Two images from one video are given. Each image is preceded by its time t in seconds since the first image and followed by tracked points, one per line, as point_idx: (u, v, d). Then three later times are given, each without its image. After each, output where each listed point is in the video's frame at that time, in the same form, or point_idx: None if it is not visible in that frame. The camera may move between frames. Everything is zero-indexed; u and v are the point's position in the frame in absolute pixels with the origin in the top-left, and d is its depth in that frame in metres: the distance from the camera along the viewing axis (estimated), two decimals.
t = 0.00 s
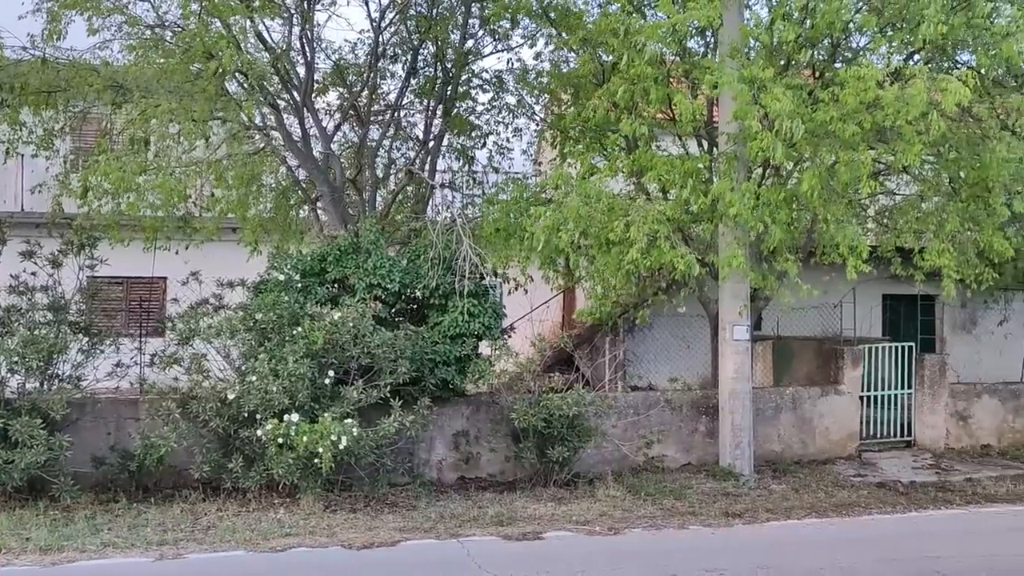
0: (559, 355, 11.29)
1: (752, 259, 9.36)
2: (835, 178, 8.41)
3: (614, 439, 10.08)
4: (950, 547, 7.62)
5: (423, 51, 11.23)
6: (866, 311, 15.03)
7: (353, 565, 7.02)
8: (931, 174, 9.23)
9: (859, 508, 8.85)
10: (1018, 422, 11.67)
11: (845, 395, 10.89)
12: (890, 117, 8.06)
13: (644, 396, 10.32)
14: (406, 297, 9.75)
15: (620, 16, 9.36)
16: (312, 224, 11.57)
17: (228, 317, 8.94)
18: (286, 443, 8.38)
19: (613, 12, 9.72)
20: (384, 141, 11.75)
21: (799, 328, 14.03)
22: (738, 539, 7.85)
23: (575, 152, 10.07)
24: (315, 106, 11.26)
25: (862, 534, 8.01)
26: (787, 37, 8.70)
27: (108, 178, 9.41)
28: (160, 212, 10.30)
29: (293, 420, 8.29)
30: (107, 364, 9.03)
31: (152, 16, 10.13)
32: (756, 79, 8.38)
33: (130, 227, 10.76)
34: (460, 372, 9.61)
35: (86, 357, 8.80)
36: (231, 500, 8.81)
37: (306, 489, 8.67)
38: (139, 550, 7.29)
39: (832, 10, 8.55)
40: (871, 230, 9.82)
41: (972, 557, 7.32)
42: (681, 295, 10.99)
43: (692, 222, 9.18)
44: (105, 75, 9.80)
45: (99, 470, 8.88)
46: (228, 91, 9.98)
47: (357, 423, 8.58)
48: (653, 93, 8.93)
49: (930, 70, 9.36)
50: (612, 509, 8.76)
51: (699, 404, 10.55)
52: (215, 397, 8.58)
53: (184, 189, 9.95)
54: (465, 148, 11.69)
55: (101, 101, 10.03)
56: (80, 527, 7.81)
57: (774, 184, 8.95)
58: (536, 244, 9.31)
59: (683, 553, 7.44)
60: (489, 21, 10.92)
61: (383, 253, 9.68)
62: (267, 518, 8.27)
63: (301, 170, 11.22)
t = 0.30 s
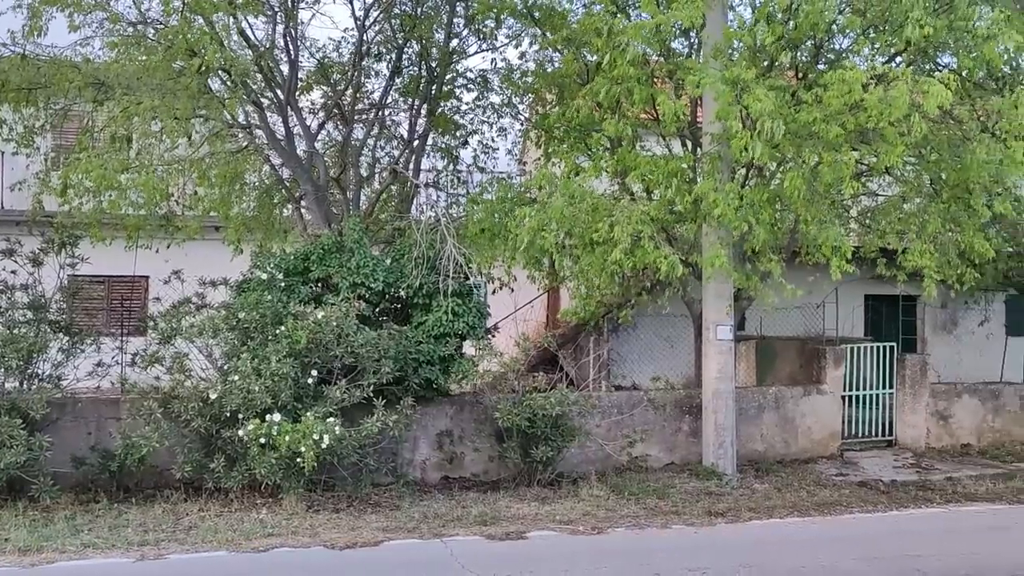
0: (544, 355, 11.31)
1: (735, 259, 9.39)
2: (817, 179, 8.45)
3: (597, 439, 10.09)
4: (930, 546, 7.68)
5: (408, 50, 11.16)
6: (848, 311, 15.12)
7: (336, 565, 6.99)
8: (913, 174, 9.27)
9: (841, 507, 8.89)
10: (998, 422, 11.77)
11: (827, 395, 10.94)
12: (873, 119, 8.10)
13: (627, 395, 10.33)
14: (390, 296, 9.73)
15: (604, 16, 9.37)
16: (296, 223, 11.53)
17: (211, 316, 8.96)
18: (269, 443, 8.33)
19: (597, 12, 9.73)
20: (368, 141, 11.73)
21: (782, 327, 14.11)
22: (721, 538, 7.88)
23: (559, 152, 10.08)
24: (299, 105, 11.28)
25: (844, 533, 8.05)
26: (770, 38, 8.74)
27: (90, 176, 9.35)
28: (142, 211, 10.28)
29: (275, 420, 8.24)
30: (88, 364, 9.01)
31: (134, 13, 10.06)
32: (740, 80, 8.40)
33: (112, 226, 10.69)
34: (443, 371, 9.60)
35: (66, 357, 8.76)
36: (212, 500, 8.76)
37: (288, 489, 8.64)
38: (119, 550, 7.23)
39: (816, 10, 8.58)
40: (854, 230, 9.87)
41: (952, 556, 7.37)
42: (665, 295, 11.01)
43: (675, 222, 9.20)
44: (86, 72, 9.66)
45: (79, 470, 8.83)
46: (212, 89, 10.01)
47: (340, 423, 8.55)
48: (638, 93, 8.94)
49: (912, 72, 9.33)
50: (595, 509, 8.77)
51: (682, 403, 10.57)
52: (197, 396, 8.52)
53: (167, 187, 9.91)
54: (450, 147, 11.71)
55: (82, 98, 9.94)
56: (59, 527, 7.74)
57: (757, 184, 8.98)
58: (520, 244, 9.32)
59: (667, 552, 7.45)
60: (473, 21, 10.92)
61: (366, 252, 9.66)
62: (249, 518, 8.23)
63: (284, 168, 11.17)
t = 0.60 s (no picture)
0: (527, 354, 11.31)
1: (718, 259, 9.42)
2: (799, 179, 8.49)
3: (580, 438, 10.10)
4: (909, 544, 7.74)
5: (391, 48, 11.13)
6: (828, 310, 15.23)
7: (317, 565, 6.97)
8: (894, 175, 9.32)
9: (822, 506, 8.94)
10: (976, 421, 11.87)
11: (808, 394, 11.00)
12: (854, 120, 8.14)
13: (610, 395, 10.35)
14: (373, 295, 9.67)
15: (586, 16, 9.39)
16: (278, 222, 11.47)
17: (192, 315, 8.88)
18: (250, 443, 8.29)
19: (580, 11, 9.74)
20: (351, 139, 11.69)
21: (764, 327, 14.18)
22: (703, 537, 7.90)
23: (542, 152, 10.08)
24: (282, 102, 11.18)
25: (824, 532, 8.09)
26: (753, 38, 8.77)
27: (69, 174, 9.29)
28: (122, 209, 10.19)
29: (256, 420, 8.22)
30: (67, 363, 8.97)
31: (114, 10, 9.99)
32: (722, 80, 8.42)
33: (92, 224, 10.61)
34: (426, 371, 9.59)
35: (44, 356, 8.73)
36: (193, 500, 8.70)
37: (269, 489, 8.59)
38: (98, 552, 7.17)
39: (799, 11, 8.62)
40: (835, 230, 9.92)
41: (931, 554, 7.42)
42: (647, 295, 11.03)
43: (657, 222, 9.22)
44: (63, 68, 9.59)
45: (57, 471, 8.77)
46: (192, 87, 9.89)
47: (321, 423, 8.53)
48: (618, 93, 9.04)
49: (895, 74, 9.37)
50: (578, 508, 8.78)
51: (665, 403, 10.60)
52: (178, 396, 8.45)
53: (147, 185, 10.02)
54: (433, 147, 11.66)
55: (61, 95, 9.86)
56: (37, 528, 7.67)
57: (739, 184, 9.00)
58: (503, 243, 9.31)
59: (648, 552, 7.46)
60: (456, 20, 10.92)
61: (349, 251, 9.66)
62: (230, 518, 8.18)
63: (266, 167, 11.10)
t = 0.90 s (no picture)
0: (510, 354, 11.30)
1: (700, 259, 9.45)
2: (780, 178, 8.52)
3: (563, 438, 10.11)
4: (889, 542, 7.78)
5: (374, 47, 11.11)
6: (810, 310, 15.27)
7: (298, 565, 6.93)
8: (875, 176, 9.38)
9: (803, 504, 8.98)
10: (956, 420, 11.97)
11: (790, 393, 11.06)
12: (835, 120, 8.17)
13: (593, 394, 10.36)
14: (356, 295, 9.65)
15: (569, 15, 9.38)
16: (261, 220, 11.41)
17: (173, 315, 8.85)
18: (231, 443, 8.25)
19: (563, 11, 9.75)
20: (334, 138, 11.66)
21: (747, 327, 14.23)
22: (684, 536, 7.92)
23: (525, 152, 10.07)
24: (264, 101, 11.14)
25: (805, 530, 8.13)
26: (735, 38, 8.81)
27: (48, 172, 9.23)
28: (102, 207, 10.11)
29: (237, 420, 8.17)
30: (46, 363, 8.92)
31: (94, 7, 9.90)
32: (705, 79, 8.44)
33: (72, 223, 10.53)
34: (409, 370, 9.55)
35: (23, 356, 8.73)
36: (174, 501, 8.62)
37: (251, 490, 8.54)
38: (77, 553, 7.11)
39: (778, 12, 8.69)
40: (817, 230, 9.98)
41: (910, 552, 7.48)
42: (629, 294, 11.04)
43: (640, 221, 9.24)
44: (42, 66, 9.48)
45: (36, 472, 8.67)
46: (173, 84, 9.83)
47: (303, 423, 8.49)
48: (601, 92, 9.06)
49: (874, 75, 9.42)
50: (561, 507, 8.78)
51: (648, 402, 10.62)
52: (158, 396, 8.42)
53: (127, 184, 10.00)
54: (416, 146, 11.70)
55: (40, 93, 9.77)
56: (15, 530, 7.60)
57: (722, 184, 9.03)
58: (485, 243, 9.30)
59: (630, 550, 7.48)
60: (439, 19, 10.93)
61: (332, 250, 9.62)
62: (211, 519, 8.13)
63: (247, 165, 11.04)
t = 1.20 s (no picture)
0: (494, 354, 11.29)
1: (683, 258, 9.49)
2: (762, 178, 8.56)
3: (546, 437, 10.12)
4: (869, 540, 7.83)
5: (357, 46, 11.09)
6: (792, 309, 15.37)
7: (281, 565, 6.91)
8: (856, 176, 9.44)
9: (785, 502, 9.04)
10: (936, 418, 12.06)
11: (773, 392, 11.12)
12: (817, 120, 8.21)
13: (577, 393, 10.39)
14: (338, 294, 9.65)
15: (553, 14, 9.38)
16: (243, 220, 11.36)
17: (154, 315, 8.78)
18: (212, 443, 8.20)
19: (546, 10, 9.77)
20: (317, 137, 11.63)
21: (730, 326, 14.30)
22: (667, 535, 7.95)
23: (508, 151, 10.07)
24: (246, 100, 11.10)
25: (785, 528, 8.18)
26: (717, 38, 8.85)
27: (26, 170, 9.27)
28: (82, 207, 10.05)
29: (218, 419, 8.12)
30: (25, 363, 8.87)
31: (75, 5, 9.83)
32: (688, 79, 8.47)
33: (52, 223, 10.47)
34: (392, 370, 9.55)
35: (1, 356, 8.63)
36: (155, 502, 8.57)
37: (233, 490, 8.49)
38: (57, 555, 7.05)
39: (760, 12, 8.74)
40: (799, 230, 10.03)
41: (890, 549, 7.54)
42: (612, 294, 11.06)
43: (623, 221, 9.26)
44: (22, 63, 9.35)
45: (15, 473, 8.65)
46: (155, 83, 9.77)
47: (285, 422, 8.44)
48: (585, 91, 9.06)
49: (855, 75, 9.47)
50: (544, 507, 8.79)
51: (631, 401, 10.65)
52: (139, 396, 8.34)
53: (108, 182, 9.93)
54: (400, 145, 11.64)
55: (19, 91, 9.69)
56: None
57: (704, 183, 9.07)
58: (469, 241, 9.30)
59: (613, 549, 7.49)
60: (423, 18, 10.91)
61: (314, 249, 9.59)
62: (192, 520, 8.08)
63: (230, 164, 10.99)
